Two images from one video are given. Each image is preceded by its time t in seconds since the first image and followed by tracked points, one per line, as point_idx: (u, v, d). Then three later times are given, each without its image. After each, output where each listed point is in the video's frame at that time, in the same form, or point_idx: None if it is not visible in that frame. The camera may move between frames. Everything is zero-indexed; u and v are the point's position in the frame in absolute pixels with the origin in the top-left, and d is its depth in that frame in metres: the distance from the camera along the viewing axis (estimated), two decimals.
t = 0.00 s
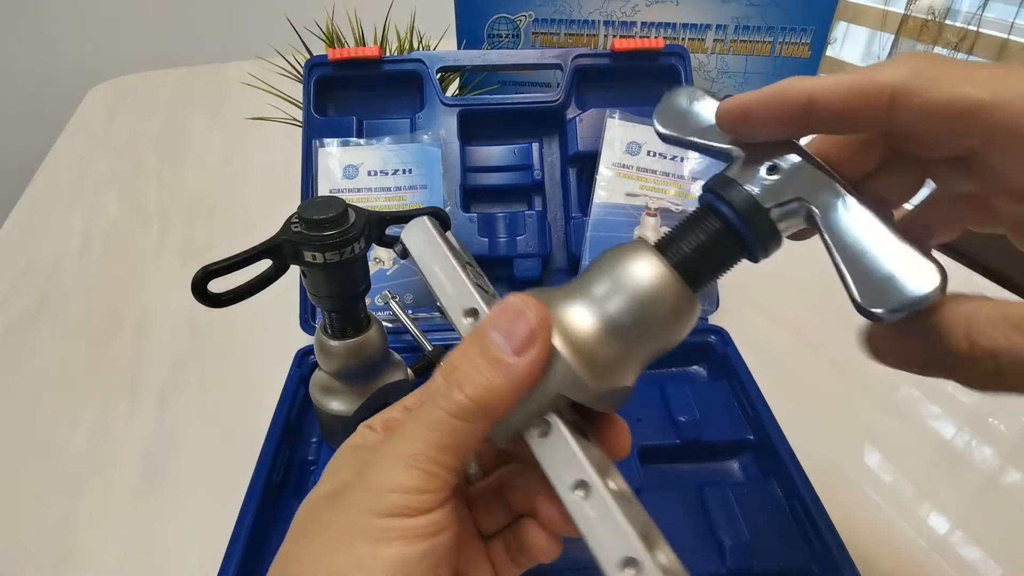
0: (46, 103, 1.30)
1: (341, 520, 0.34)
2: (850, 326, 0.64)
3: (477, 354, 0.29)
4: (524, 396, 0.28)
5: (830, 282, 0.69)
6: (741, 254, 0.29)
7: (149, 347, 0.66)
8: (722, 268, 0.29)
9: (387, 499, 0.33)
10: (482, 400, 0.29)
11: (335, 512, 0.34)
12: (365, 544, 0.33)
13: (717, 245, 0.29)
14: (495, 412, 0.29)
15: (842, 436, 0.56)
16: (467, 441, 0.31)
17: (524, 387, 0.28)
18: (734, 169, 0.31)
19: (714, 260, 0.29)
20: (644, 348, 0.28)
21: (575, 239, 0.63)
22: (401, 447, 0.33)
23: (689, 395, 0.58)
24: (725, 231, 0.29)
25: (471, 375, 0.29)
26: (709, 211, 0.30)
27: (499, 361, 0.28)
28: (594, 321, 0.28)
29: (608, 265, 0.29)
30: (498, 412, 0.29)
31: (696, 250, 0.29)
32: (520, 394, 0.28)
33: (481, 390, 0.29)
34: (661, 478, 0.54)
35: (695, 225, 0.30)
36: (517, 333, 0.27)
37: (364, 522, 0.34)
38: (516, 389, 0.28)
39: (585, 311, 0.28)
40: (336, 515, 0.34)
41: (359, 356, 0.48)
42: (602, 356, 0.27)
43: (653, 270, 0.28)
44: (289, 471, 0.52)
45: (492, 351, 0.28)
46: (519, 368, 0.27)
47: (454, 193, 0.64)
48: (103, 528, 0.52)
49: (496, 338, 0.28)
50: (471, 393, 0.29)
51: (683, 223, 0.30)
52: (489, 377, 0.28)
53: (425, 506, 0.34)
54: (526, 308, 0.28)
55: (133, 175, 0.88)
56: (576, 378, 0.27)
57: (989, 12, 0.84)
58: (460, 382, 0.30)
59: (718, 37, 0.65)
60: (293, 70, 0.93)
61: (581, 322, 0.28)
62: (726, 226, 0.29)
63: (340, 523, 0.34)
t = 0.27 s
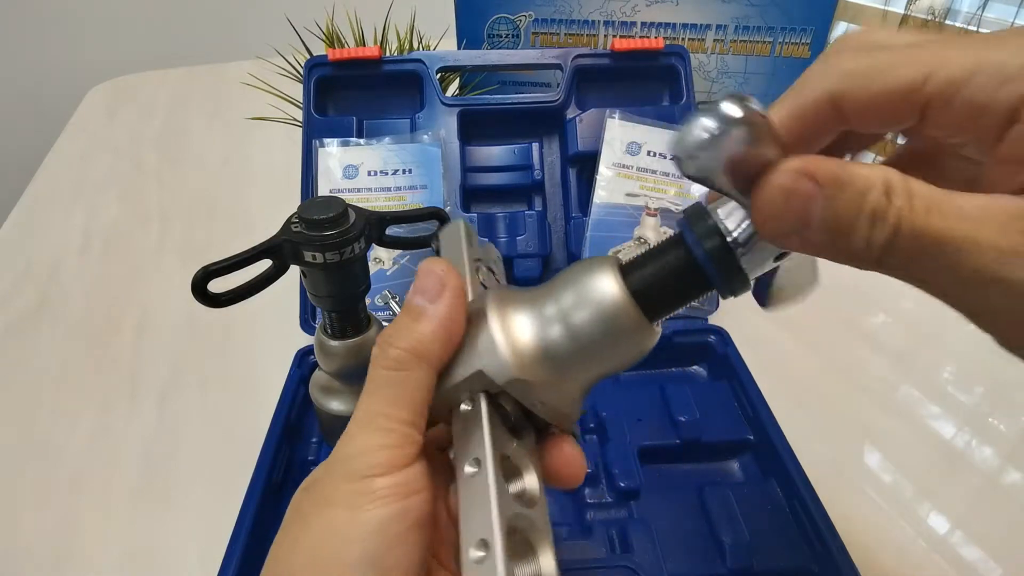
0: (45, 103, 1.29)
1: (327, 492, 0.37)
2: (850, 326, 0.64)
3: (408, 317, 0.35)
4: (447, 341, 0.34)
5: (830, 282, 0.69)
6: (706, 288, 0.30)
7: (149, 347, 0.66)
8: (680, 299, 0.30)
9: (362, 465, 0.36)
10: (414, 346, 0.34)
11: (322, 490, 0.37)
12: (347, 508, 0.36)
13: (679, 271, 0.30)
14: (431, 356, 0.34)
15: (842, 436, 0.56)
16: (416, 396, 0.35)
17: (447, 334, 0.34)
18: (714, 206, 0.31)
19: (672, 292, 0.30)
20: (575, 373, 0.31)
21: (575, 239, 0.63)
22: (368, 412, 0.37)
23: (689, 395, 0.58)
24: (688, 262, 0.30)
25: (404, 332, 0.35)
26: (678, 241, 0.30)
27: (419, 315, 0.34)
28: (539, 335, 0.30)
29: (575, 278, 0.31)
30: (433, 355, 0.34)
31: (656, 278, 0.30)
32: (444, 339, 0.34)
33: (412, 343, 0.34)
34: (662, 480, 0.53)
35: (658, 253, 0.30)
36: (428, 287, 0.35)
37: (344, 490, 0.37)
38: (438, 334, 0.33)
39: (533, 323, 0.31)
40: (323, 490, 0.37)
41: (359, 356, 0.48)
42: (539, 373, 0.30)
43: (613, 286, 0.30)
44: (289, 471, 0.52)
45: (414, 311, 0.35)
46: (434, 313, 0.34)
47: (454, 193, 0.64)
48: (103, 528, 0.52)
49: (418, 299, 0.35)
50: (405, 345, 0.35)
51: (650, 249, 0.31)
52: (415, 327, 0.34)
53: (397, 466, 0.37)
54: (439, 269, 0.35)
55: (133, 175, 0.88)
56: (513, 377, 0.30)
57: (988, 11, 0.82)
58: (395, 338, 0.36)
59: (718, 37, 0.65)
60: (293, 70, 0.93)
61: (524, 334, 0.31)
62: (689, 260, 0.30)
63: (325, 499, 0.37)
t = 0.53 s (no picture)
0: (46, 103, 1.29)
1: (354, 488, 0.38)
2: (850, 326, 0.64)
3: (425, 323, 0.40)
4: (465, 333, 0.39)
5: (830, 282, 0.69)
6: (752, 299, 0.30)
7: (150, 346, 0.66)
8: (725, 311, 0.30)
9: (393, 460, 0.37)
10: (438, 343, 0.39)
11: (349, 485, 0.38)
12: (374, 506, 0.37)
13: (721, 287, 0.30)
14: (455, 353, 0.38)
15: (842, 436, 0.56)
16: (444, 390, 0.37)
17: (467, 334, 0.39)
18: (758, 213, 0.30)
19: (709, 308, 0.30)
20: (614, 395, 0.32)
21: (575, 239, 0.63)
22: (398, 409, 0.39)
23: (688, 394, 0.58)
24: (733, 276, 0.29)
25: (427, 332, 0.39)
26: (717, 251, 0.30)
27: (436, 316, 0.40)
28: (573, 357, 0.31)
29: (613, 293, 0.31)
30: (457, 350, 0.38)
31: (692, 296, 0.30)
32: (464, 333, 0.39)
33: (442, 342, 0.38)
34: (661, 479, 0.53)
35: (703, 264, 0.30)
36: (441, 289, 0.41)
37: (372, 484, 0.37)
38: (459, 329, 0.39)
39: (565, 343, 0.32)
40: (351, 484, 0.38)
41: (359, 356, 0.48)
42: (571, 394, 0.31)
43: (655, 304, 0.30)
44: (289, 471, 0.52)
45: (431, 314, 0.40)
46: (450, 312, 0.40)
47: (454, 193, 0.64)
48: (103, 528, 0.52)
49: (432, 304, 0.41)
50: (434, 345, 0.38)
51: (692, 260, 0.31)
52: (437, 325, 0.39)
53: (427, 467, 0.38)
54: (442, 274, 0.42)
55: (133, 175, 0.88)
56: (551, 388, 0.31)
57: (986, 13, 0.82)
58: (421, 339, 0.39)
59: (718, 37, 0.65)
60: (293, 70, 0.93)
61: (557, 355, 0.31)
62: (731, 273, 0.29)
63: (352, 501, 0.37)
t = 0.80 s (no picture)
0: (45, 103, 1.29)
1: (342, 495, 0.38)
2: (850, 326, 0.64)
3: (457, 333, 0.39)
4: (493, 351, 0.37)
5: (831, 282, 0.69)
6: (834, 232, 0.27)
7: (150, 346, 0.66)
8: (796, 254, 0.27)
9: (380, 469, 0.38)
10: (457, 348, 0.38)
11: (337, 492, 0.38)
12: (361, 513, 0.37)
13: (799, 221, 0.27)
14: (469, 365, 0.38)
15: (842, 436, 0.56)
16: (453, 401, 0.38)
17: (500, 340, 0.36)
18: (832, 136, 0.28)
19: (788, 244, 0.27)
20: (692, 341, 0.28)
21: (575, 239, 0.63)
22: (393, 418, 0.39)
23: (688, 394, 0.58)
24: (812, 208, 0.27)
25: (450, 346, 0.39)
26: (792, 182, 0.27)
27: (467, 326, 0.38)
28: (642, 304, 0.28)
29: (679, 238, 0.28)
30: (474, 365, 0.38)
31: (771, 230, 0.27)
32: (491, 346, 0.37)
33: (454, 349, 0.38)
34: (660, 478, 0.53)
35: (775, 195, 0.28)
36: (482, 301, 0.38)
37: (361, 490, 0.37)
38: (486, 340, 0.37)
39: (633, 291, 0.28)
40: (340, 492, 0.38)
41: (359, 356, 0.48)
42: (639, 341, 0.28)
43: (726, 245, 0.27)
44: (289, 471, 0.52)
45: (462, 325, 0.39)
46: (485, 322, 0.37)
47: (454, 193, 0.64)
48: (102, 528, 0.52)
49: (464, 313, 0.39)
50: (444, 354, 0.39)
51: (765, 194, 0.28)
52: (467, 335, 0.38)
53: (412, 484, 0.38)
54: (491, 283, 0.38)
55: (133, 175, 0.88)
56: (608, 331, 0.28)
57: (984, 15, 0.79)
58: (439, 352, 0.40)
59: (718, 37, 0.65)
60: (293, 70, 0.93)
61: (623, 304, 0.28)
62: (811, 204, 0.27)
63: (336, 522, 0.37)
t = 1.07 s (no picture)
0: (45, 103, 1.29)
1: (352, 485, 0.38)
2: (850, 326, 0.64)
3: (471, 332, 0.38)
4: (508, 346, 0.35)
5: (831, 282, 0.69)
6: (836, 237, 0.28)
7: (150, 346, 0.66)
8: (795, 257, 0.28)
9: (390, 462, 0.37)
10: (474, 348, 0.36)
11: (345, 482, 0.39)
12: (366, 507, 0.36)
13: (804, 219, 0.28)
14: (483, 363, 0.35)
15: (842, 437, 0.56)
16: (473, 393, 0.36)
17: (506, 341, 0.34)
18: (841, 145, 0.28)
19: (789, 242, 0.28)
20: (689, 334, 0.29)
21: (575, 239, 0.63)
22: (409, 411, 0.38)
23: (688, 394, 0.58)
24: (816, 209, 0.28)
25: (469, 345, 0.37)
26: (799, 188, 0.28)
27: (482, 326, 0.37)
28: (648, 295, 0.29)
29: (686, 231, 0.29)
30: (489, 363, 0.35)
31: (773, 226, 0.28)
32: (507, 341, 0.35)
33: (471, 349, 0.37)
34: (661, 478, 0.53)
35: (776, 205, 0.28)
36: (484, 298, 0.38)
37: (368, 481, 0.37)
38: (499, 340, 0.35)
39: (640, 281, 0.29)
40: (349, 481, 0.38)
41: (359, 357, 0.48)
42: (639, 327, 0.29)
43: (728, 240, 0.28)
44: (289, 471, 0.52)
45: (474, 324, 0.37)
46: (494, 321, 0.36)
47: (454, 193, 0.64)
48: (102, 528, 0.52)
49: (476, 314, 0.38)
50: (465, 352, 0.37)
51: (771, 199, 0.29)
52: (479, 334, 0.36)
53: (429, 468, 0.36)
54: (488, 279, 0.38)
55: (133, 175, 0.88)
56: (607, 310, 0.29)
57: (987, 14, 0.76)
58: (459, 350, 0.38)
59: (718, 37, 0.65)
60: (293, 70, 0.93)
61: (630, 292, 0.29)
62: (814, 205, 0.28)
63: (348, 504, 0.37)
